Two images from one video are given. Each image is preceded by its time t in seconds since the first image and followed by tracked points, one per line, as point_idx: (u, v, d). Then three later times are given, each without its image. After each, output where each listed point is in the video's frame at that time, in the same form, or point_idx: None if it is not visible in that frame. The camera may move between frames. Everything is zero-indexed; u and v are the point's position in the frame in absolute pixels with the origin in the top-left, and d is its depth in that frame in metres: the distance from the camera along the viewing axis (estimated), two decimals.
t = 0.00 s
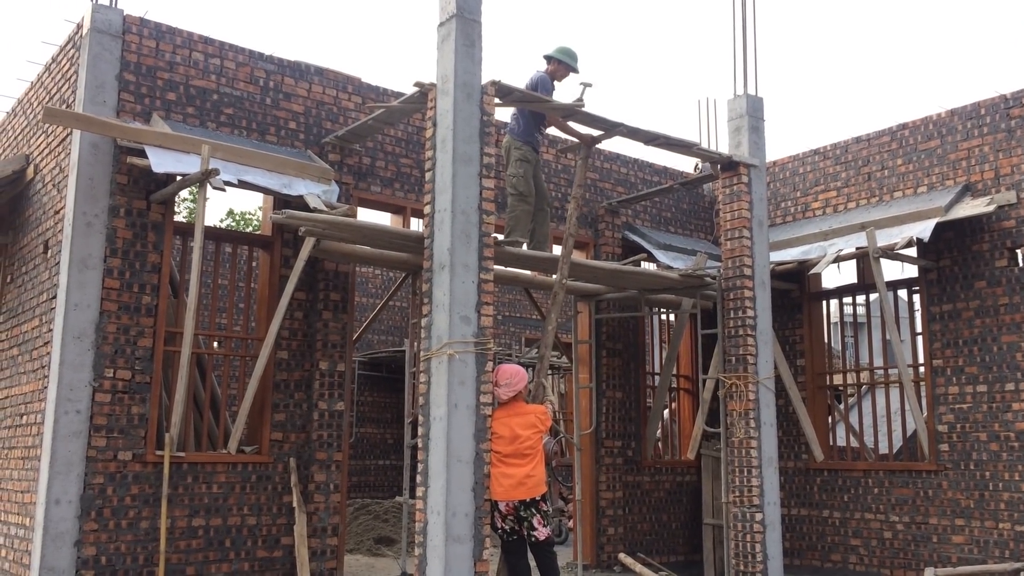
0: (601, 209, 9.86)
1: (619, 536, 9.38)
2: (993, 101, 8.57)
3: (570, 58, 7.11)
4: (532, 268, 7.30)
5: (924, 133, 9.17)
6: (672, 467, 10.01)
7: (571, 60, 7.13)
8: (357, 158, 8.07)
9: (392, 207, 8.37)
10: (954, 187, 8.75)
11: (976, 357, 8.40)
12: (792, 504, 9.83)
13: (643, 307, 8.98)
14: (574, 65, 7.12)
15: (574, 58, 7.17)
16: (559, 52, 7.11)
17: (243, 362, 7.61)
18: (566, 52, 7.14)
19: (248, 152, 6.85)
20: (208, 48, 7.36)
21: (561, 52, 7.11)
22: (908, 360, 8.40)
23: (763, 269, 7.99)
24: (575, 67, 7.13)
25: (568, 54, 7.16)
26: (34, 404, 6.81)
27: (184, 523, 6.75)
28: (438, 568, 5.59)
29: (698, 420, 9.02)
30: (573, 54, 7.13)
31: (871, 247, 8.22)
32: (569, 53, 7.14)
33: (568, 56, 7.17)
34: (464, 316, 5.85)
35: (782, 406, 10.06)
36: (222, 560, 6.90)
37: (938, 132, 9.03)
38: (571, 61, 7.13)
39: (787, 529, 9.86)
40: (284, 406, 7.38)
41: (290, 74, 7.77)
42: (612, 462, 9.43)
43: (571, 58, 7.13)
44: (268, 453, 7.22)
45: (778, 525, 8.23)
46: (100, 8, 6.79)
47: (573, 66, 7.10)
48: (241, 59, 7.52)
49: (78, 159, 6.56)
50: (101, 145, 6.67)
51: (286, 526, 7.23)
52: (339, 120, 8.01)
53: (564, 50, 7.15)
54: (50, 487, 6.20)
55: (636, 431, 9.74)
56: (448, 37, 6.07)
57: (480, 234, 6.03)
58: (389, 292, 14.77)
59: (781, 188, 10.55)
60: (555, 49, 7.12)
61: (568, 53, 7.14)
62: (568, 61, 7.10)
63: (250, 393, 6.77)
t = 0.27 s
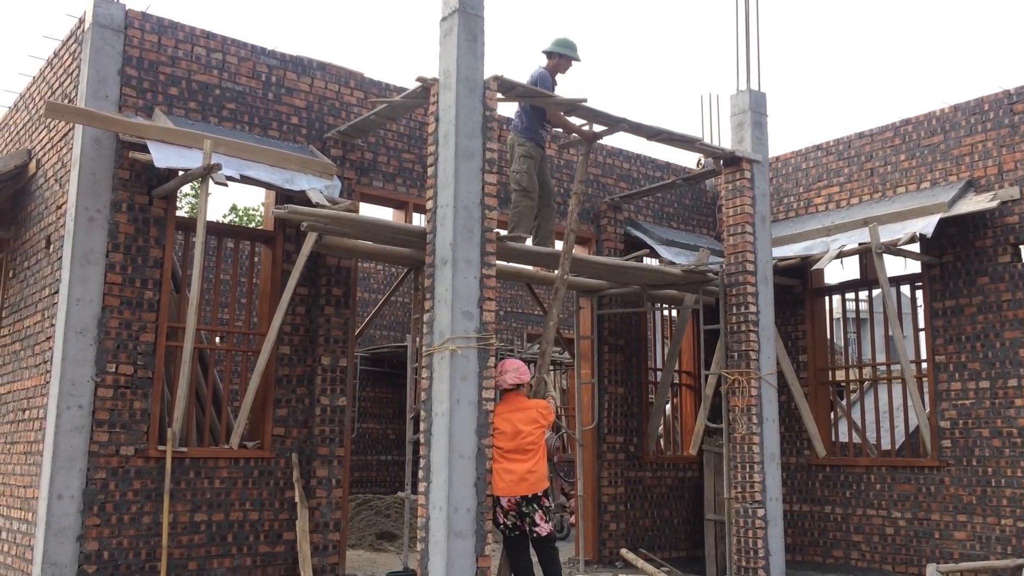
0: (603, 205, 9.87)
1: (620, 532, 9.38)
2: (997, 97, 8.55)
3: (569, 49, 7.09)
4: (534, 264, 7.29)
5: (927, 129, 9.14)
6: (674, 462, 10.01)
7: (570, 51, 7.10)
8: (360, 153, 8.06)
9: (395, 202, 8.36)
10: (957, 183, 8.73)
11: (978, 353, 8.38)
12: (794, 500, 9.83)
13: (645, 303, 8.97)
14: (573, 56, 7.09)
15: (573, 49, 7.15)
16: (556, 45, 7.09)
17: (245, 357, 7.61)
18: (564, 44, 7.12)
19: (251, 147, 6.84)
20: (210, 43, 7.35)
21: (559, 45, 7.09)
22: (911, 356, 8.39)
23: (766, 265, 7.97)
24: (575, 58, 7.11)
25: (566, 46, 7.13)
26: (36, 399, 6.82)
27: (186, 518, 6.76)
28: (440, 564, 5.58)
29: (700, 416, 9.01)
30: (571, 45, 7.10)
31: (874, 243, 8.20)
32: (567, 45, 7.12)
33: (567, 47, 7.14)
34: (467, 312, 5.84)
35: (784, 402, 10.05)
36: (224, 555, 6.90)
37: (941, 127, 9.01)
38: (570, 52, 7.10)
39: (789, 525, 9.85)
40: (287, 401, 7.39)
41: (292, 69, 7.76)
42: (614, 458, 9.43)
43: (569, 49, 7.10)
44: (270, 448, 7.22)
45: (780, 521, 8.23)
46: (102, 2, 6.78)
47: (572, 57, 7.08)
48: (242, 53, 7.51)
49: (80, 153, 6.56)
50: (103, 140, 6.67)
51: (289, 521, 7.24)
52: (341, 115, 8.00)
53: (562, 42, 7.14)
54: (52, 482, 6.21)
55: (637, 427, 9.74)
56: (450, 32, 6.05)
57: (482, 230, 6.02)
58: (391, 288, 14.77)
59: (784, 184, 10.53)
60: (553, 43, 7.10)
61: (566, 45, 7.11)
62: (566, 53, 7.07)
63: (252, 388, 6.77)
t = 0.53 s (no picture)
0: (603, 205, 9.88)
1: (619, 531, 9.39)
2: (997, 98, 8.55)
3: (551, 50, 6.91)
4: (534, 264, 7.29)
5: (927, 129, 9.15)
6: (673, 462, 10.01)
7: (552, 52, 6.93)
8: (360, 152, 8.06)
9: (394, 201, 8.36)
10: (957, 184, 8.74)
11: (977, 354, 8.39)
12: (793, 500, 9.84)
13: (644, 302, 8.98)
14: (556, 55, 6.94)
15: (555, 48, 6.95)
16: (540, 49, 6.92)
17: (245, 356, 7.61)
18: (545, 47, 6.93)
19: (251, 146, 6.84)
20: (210, 41, 7.35)
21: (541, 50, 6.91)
22: (910, 356, 8.39)
23: (765, 266, 7.98)
24: (563, 56, 6.95)
25: (548, 47, 6.93)
26: (35, 398, 6.82)
27: (186, 516, 6.76)
28: (439, 563, 5.59)
29: (699, 416, 9.02)
30: (551, 46, 6.91)
31: (874, 243, 8.20)
32: (549, 46, 6.93)
33: (549, 48, 6.95)
34: (466, 311, 5.84)
35: (783, 402, 10.06)
36: (223, 553, 6.91)
37: (941, 128, 9.01)
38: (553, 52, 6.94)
39: (788, 526, 9.86)
40: (286, 400, 7.39)
41: (292, 68, 7.76)
42: (613, 457, 9.44)
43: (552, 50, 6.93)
44: (270, 447, 7.23)
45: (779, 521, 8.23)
46: (102, 1, 6.78)
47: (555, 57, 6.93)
48: (243, 52, 7.51)
49: (80, 152, 6.56)
50: (103, 138, 6.67)
51: (288, 520, 7.24)
52: (341, 114, 8.00)
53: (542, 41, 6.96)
54: (52, 480, 6.21)
55: (637, 427, 9.75)
56: (450, 32, 6.06)
57: (482, 229, 6.03)
58: (391, 286, 14.77)
59: (783, 184, 10.54)
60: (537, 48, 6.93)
61: (547, 46, 6.92)
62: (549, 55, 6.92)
63: (251, 387, 6.77)
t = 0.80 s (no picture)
0: (609, 207, 9.87)
1: (625, 534, 9.38)
2: (1004, 99, 8.53)
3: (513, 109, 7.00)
4: (540, 265, 7.29)
5: (934, 131, 9.13)
6: (679, 465, 10.00)
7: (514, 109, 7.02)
8: (366, 154, 8.07)
9: (401, 204, 8.38)
10: (964, 186, 8.71)
11: (985, 356, 8.36)
12: (800, 502, 9.82)
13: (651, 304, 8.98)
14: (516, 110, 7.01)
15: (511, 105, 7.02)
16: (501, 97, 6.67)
17: (251, 358, 7.62)
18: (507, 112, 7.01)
19: (257, 148, 6.86)
20: (217, 44, 7.37)
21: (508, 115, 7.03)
22: (917, 358, 8.37)
23: (772, 267, 7.97)
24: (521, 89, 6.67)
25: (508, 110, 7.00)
26: (43, 399, 6.85)
27: (192, 517, 6.77)
28: (445, 565, 5.59)
29: (706, 418, 9.00)
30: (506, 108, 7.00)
31: (881, 245, 8.18)
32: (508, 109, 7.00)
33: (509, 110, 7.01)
34: (472, 313, 5.85)
35: (790, 405, 10.04)
36: (230, 555, 6.92)
37: (948, 129, 8.99)
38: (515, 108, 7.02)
39: (795, 528, 9.84)
40: (293, 402, 7.41)
41: (299, 70, 7.78)
42: (619, 459, 9.43)
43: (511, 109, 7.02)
44: (276, 449, 7.24)
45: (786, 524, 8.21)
46: (110, 4, 6.81)
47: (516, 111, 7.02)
48: (249, 55, 7.53)
49: (88, 154, 6.59)
50: (110, 141, 6.69)
51: (294, 521, 7.25)
52: (348, 116, 8.02)
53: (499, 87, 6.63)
54: (59, 482, 6.23)
55: (643, 429, 9.74)
56: (456, 34, 6.06)
57: (488, 231, 6.03)
58: (397, 288, 14.78)
59: (790, 186, 10.53)
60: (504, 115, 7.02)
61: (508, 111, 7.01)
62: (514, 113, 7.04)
63: (258, 389, 6.78)
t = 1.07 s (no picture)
0: (612, 209, 9.87)
1: (629, 536, 9.37)
2: (1008, 101, 8.52)
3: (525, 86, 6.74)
4: (544, 267, 7.29)
5: (938, 133, 9.12)
6: (683, 467, 9.99)
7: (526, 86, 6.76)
8: (369, 156, 8.08)
9: (405, 206, 8.39)
10: (968, 187, 8.70)
11: (989, 359, 8.35)
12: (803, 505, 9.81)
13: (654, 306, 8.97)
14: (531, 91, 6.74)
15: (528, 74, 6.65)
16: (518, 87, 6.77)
17: (255, 360, 7.63)
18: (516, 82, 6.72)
19: (261, 150, 6.87)
20: (221, 46, 7.38)
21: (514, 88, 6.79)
22: (921, 360, 8.35)
23: (775, 269, 7.96)
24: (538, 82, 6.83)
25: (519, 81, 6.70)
26: (47, 401, 6.86)
27: (196, 519, 6.77)
28: (449, 567, 5.59)
29: (709, 420, 9.00)
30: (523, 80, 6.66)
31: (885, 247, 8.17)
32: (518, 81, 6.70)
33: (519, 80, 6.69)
34: (476, 315, 5.85)
35: (794, 407, 10.04)
36: (234, 556, 6.92)
37: (952, 131, 8.98)
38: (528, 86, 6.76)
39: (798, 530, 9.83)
40: (296, 403, 7.41)
41: (303, 72, 7.79)
42: (622, 461, 9.43)
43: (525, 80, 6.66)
44: (280, 451, 7.25)
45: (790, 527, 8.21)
46: (114, 6, 6.82)
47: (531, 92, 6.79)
48: (254, 57, 7.54)
49: (92, 156, 6.60)
50: (115, 143, 6.70)
51: (298, 523, 7.26)
52: (351, 118, 8.03)
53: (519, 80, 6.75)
54: (63, 483, 6.23)
55: (646, 431, 9.73)
56: (460, 36, 6.07)
57: (492, 233, 6.04)
58: (400, 290, 14.79)
59: (793, 187, 10.52)
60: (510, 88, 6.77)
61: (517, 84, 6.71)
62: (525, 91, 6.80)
63: (262, 391, 6.79)
